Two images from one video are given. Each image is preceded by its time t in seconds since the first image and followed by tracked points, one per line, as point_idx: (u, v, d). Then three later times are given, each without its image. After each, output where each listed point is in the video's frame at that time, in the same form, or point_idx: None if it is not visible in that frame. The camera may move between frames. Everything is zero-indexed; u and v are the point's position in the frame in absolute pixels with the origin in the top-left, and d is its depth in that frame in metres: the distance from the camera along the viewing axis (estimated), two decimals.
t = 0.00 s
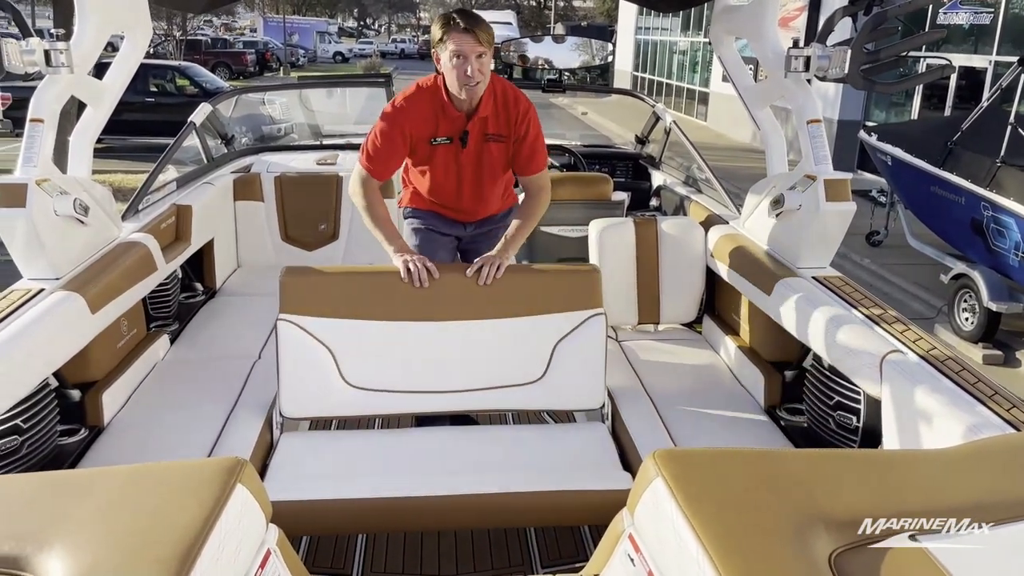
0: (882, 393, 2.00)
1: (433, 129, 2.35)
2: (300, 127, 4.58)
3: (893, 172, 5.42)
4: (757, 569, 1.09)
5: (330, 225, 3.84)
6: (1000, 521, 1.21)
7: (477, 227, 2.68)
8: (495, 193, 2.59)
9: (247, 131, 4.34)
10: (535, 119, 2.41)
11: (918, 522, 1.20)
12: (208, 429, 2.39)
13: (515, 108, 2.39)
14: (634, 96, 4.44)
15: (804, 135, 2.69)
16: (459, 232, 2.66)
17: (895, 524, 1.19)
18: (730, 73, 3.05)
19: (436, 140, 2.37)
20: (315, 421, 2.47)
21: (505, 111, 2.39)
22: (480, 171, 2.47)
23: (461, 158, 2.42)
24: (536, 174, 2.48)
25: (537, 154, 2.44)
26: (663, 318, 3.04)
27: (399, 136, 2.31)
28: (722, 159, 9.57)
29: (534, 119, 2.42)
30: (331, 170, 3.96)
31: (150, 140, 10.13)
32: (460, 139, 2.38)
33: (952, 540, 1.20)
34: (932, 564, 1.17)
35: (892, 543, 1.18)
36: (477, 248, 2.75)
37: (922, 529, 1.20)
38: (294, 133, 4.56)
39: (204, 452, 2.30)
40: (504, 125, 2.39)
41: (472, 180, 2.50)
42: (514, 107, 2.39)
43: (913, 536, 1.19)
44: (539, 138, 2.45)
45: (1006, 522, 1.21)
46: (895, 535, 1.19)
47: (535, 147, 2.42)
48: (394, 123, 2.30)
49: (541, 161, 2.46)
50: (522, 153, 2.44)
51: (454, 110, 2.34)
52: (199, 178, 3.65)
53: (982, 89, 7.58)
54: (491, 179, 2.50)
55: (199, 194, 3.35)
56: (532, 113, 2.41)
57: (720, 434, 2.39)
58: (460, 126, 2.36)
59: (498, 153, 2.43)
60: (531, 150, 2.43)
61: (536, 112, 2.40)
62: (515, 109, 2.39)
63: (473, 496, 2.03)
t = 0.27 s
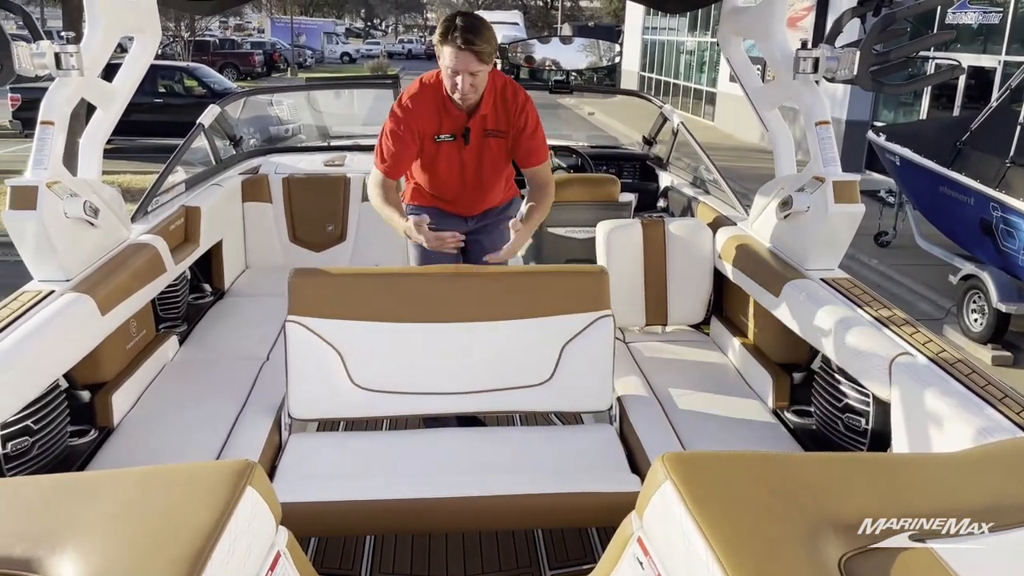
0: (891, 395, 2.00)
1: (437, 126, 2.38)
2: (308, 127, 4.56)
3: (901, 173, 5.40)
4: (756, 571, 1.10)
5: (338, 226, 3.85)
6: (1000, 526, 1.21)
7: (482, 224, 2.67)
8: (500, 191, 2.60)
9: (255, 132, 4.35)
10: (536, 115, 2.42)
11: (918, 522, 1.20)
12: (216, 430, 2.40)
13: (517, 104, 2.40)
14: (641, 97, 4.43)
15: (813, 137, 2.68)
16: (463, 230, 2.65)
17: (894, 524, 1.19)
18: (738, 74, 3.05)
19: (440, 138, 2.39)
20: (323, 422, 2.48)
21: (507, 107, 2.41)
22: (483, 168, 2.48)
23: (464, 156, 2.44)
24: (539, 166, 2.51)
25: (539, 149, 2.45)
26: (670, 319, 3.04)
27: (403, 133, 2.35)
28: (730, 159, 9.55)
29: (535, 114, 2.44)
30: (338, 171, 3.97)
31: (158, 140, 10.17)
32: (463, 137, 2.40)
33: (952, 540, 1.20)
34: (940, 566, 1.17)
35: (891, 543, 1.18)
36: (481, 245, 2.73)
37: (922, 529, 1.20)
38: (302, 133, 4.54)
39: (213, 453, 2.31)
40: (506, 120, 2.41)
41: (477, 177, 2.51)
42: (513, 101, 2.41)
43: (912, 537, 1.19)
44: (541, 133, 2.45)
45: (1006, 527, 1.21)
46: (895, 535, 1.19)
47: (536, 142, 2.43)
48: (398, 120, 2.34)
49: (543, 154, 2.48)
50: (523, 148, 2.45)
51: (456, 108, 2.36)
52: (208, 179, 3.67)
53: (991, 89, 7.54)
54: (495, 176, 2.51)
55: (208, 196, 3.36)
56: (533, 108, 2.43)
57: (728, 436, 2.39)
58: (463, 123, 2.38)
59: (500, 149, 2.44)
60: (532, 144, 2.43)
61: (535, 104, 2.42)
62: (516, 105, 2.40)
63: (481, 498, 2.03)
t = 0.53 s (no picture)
0: (905, 396, 1.99)
1: (443, 125, 2.37)
2: (318, 128, 4.57)
3: (913, 172, 5.37)
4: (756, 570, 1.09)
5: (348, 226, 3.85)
6: (1004, 532, 1.19)
7: (488, 223, 2.67)
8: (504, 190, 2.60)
9: (265, 132, 4.35)
10: (545, 116, 2.43)
11: (918, 522, 1.19)
12: (229, 430, 2.41)
13: (525, 104, 2.40)
14: (652, 97, 4.41)
15: (826, 137, 2.67)
16: (469, 228, 2.66)
17: (894, 525, 1.18)
18: (750, 74, 3.04)
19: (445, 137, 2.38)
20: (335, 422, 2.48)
21: (515, 107, 2.41)
22: (488, 167, 2.48)
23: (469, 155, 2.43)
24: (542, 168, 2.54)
25: (546, 150, 2.47)
26: (682, 320, 3.03)
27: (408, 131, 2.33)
28: (739, 159, 9.54)
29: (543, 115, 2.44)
30: (349, 172, 3.98)
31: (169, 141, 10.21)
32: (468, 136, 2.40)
33: (952, 542, 1.18)
34: (958, 566, 1.15)
35: (890, 543, 1.16)
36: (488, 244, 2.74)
37: (922, 530, 1.18)
38: (311, 133, 4.54)
39: (225, 453, 2.32)
40: (513, 120, 2.41)
41: (481, 176, 2.50)
42: (523, 104, 2.41)
43: (913, 537, 1.18)
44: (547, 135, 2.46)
45: (1010, 533, 1.19)
46: (895, 535, 1.18)
47: (543, 143, 2.45)
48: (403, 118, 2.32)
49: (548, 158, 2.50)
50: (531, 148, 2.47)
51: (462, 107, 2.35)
52: (219, 179, 3.68)
53: (1003, 88, 7.50)
54: (500, 175, 2.51)
55: (219, 196, 3.37)
56: (541, 109, 2.43)
57: (741, 438, 2.38)
58: (469, 123, 2.37)
59: (506, 149, 2.45)
60: (541, 145, 2.45)
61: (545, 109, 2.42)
62: (524, 106, 2.41)
63: (493, 499, 2.03)
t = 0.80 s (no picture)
0: (924, 396, 1.98)
1: (444, 120, 2.45)
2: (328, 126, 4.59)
3: (926, 171, 5.35)
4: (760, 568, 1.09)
5: (361, 225, 3.86)
6: (1006, 533, 1.17)
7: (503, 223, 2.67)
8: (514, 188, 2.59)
9: (276, 131, 4.33)
10: (545, 110, 2.41)
11: (918, 522, 1.17)
12: (245, 428, 2.41)
13: (526, 99, 2.41)
14: (665, 95, 4.37)
15: (843, 135, 2.66)
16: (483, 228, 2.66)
17: (894, 524, 1.17)
18: (766, 72, 3.03)
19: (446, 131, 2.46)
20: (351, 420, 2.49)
21: (516, 102, 2.42)
22: (492, 162, 2.50)
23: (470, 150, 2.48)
24: (546, 163, 2.52)
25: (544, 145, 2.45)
26: (696, 319, 3.02)
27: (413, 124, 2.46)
28: (750, 158, 9.51)
29: (545, 110, 2.42)
30: (361, 170, 3.99)
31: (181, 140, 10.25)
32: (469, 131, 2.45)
33: (952, 542, 1.16)
34: (978, 566, 1.12)
35: (890, 543, 1.14)
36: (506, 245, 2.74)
37: (922, 530, 1.17)
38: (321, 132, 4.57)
39: (241, 450, 2.33)
40: (512, 114, 2.42)
41: (486, 172, 2.53)
42: (525, 97, 2.42)
43: (913, 537, 1.16)
44: (548, 129, 2.44)
45: (1011, 535, 1.17)
46: (895, 535, 1.16)
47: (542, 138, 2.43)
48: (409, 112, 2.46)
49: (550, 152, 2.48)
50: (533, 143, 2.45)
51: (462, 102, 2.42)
52: (233, 178, 3.69)
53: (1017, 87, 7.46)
54: (505, 171, 2.52)
55: (233, 194, 3.38)
56: (544, 104, 2.42)
57: (756, 437, 2.38)
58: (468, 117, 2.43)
59: (507, 144, 2.45)
60: (540, 140, 2.44)
61: (547, 101, 2.41)
62: (525, 100, 2.41)
63: (508, 498, 2.03)
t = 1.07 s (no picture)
0: (939, 395, 1.97)
1: (452, 111, 2.59)
2: (340, 125, 4.59)
3: (939, 170, 5.32)
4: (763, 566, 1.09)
5: (373, 224, 3.87)
6: (1007, 535, 1.16)
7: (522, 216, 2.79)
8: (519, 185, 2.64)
9: (288, 130, 4.35)
10: (538, 108, 2.41)
11: (918, 522, 1.17)
12: (258, 425, 2.43)
13: (524, 97, 2.43)
14: (677, 94, 4.39)
15: (857, 133, 2.65)
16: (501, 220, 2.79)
17: (895, 524, 1.16)
18: (779, 70, 3.02)
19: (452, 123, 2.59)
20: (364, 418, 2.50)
21: (516, 100, 2.45)
22: (492, 156, 2.57)
23: (473, 142, 2.58)
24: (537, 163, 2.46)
25: (530, 144, 2.42)
26: (708, 317, 3.02)
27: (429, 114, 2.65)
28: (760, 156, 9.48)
29: (538, 109, 2.41)
30: (373, 169, 4.00)
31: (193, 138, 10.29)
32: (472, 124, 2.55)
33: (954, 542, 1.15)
34: (994, 564, 1.11)
35: (890, 543, 1.13)
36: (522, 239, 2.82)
37: (922, 530, 1.16)
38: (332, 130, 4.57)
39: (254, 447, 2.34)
40: (508, 111, 2.46)
41: (489, 166, 2.61)
42: (526, 93, 2.44)
43: (913, 537, 1.15)
44: (538, 128, 2.42)
45: (1012, 537, 1.16)
46: (895, 535, 1.15)
47: (529, 135, 2.42)
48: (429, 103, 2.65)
49: (545, 149, 2.44)
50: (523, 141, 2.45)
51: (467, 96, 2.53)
52: (245, 176, 3.70)
53: None
54: (506, 166, 2.59)
55: (246, 192, 3.40)
56: (540, 103, 2.42)
57: (769, 436, 2.37)
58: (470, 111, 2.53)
59: (503, 139, 2.50)
60: (525, 137, 2.42)
61: (542, 100, 2.41)
62: (523, 98, 2.43)
63: (521, 495, 2.03)
